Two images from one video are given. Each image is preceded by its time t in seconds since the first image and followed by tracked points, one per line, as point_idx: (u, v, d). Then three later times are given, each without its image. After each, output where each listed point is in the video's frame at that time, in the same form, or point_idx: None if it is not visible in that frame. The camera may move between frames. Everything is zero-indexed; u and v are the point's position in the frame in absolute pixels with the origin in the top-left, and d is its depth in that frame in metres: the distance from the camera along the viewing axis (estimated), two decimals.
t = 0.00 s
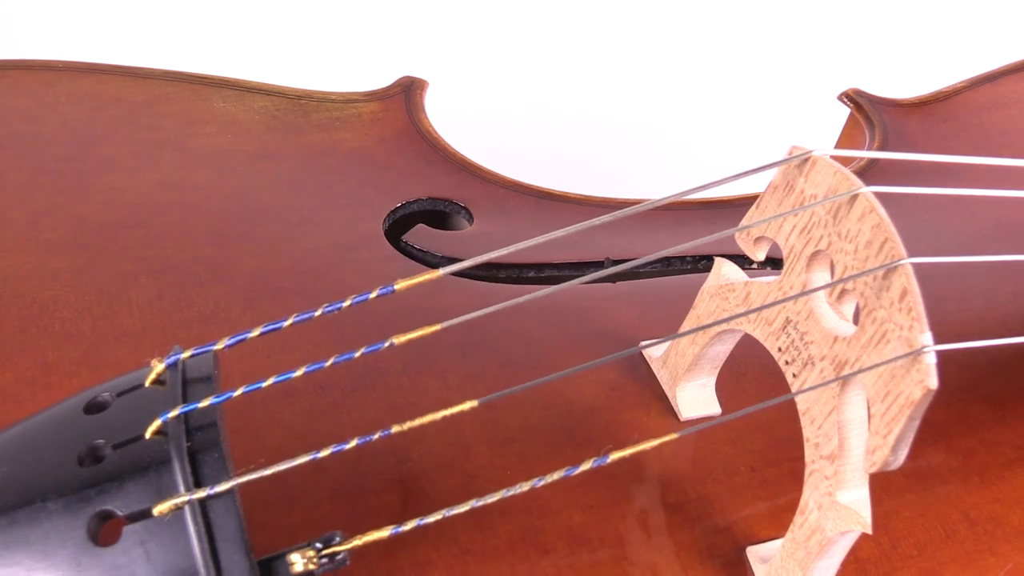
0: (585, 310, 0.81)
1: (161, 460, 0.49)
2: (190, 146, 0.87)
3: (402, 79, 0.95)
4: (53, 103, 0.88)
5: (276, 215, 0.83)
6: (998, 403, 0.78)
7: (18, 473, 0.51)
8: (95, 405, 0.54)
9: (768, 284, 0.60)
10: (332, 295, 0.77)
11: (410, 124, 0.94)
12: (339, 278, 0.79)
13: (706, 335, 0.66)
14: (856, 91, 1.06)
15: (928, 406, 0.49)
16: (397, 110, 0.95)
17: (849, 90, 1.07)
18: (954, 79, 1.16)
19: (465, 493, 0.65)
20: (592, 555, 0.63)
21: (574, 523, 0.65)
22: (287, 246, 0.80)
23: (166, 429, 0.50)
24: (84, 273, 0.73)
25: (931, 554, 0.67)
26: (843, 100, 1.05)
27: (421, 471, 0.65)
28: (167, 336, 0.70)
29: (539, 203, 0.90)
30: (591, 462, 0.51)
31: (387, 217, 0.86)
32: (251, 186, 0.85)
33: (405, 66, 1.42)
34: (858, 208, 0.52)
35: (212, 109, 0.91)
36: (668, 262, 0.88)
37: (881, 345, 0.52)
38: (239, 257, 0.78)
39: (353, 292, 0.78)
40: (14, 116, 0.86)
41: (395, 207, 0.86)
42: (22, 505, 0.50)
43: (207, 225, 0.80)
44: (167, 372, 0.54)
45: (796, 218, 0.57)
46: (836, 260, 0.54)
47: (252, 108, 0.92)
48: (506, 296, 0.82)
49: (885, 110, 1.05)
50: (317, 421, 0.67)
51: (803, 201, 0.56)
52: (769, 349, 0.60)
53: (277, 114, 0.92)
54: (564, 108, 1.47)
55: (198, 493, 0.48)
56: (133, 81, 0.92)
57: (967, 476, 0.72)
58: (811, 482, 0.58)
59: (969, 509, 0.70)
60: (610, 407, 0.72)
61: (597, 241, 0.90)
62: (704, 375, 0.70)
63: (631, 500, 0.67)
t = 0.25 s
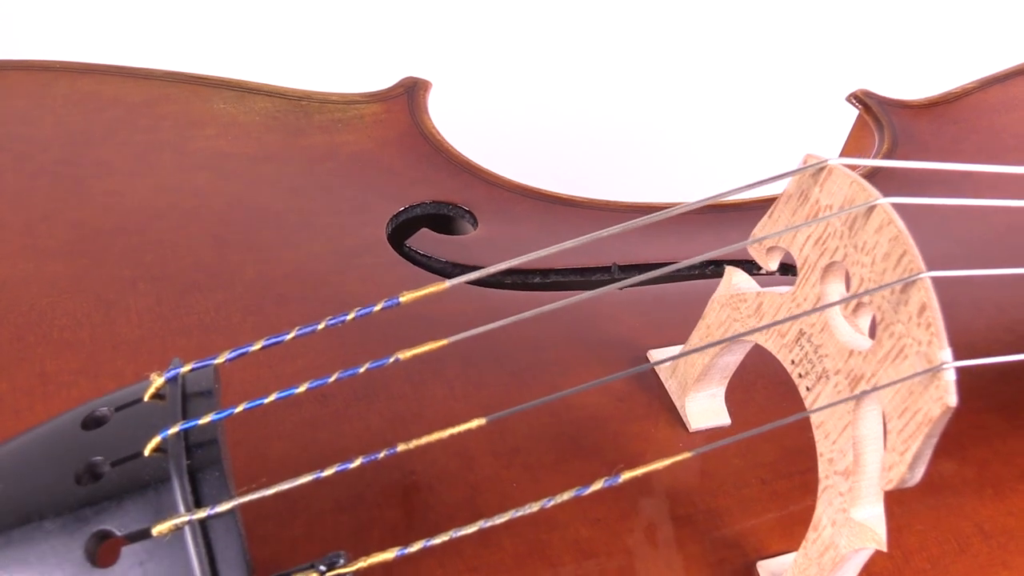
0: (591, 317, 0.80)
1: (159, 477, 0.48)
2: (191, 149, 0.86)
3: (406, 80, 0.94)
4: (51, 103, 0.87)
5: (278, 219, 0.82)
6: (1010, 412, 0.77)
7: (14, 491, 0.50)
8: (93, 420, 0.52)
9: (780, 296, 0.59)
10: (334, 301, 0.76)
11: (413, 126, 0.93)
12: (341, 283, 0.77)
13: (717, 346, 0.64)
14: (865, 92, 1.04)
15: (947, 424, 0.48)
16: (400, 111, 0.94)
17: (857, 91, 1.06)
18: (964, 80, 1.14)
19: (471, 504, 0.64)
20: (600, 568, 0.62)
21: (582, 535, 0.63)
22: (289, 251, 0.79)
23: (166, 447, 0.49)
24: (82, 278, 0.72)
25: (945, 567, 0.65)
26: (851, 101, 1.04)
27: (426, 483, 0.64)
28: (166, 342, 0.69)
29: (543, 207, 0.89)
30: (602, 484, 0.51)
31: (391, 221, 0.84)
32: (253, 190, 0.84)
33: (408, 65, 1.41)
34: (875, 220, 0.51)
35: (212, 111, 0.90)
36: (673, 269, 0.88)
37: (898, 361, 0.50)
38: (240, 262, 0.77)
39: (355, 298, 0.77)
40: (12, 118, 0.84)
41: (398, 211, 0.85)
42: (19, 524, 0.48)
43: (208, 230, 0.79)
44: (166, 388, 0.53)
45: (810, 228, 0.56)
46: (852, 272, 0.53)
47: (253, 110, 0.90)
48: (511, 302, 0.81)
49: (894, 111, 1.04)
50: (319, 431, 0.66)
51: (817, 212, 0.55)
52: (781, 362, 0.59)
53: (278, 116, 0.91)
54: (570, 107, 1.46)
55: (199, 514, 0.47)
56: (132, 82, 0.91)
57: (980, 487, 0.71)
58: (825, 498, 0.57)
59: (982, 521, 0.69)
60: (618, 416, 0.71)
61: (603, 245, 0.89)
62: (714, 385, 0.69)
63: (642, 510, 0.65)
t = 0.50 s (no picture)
0: (596, 321, 0.79)
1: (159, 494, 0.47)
2: (190, 152, 0.85)
3: (407, 82, 0.93)
4: (48, 105, 0.85)
5: (278, 223, 0.81)
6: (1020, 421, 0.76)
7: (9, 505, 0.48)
8: (91, 432, 0.51)
9: (792, 305, 0.58)
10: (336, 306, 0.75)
11: (416, 128, 0.92)
12: (343, 288, 0.76)
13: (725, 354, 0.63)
14: (872, 93, 1.03)
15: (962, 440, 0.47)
16: (402, 113, 0.93)
17: (865, 92, 1.05)
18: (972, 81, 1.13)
19: (474, 514, 0.62)
20: None
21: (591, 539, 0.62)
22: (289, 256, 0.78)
23: (165, 461, 0.48)
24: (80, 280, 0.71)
25: None
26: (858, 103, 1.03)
27: (428, 494, 0.63)
28: (165, 348, 0.68)
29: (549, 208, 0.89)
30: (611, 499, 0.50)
31: (393, 225, 0.83)
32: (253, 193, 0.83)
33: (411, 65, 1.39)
34: (890, 231, 0.50)
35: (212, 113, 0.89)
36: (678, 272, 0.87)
37: (912, 374, 0.49)
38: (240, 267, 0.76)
39: (356, 303, 0.75)
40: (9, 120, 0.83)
41: (400, 214, 0.84)
42: (15, 540, 0.47)
43: (207, 234, 0.78)
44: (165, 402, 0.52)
45: (823, 237, 0.55)
46: (865, 283, 0.52)
47: (253, 111, 0.89)
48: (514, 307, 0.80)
49: (902, 112, 1.03)
50: (319, 440, 0.65)
51: (830, 221, 0.54)
52: (792, 373, 0.58)
53: (278, 118, 0.90)
54: (573, 107, 1.45)
55: (199, 531, 0.46)
56: (132, 83, 0.90)
57: (990, 497, 0.70)
58: (837, 512, 0.55)
59: (994, 532, 0.68)
60: (625, 427, 0.70)
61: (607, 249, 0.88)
62: (721, 394, 0.68)
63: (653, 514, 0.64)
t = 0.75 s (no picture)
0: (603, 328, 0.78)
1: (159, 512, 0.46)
2: (191, 154, 0.84)
3: (409, 81, 0.92)
4: (47, 106, 0.84)
5: (279, 227, 0.79)
6: None
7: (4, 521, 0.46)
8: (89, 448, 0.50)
9: (803, 317, 0.57)
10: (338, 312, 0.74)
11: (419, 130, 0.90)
12: (345, 293, 0.75)
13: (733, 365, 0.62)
14: (880, 94, 1.03)
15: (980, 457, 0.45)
16: (405, 114, 0.91)
17: (873, 92, 1.04)
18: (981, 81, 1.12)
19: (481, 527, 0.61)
20: None
21: (596, 553, 0.60)
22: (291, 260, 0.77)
23: (164, 478, 0.47)
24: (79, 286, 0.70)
25: None
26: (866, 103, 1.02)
27: (433, 506, 0.62)
28: (165, 355, 0.67)
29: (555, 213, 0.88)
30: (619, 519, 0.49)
31: (395, 229, 0.82)
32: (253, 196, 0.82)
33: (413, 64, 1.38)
34: (906, 242, 0.49)
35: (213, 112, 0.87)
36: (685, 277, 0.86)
37: (930, 389, 0.48)
38: (242, 272, 0.75)
39: (359, 310, 0.74)
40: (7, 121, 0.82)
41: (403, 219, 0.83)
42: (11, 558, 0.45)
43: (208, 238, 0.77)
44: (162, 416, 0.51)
45: (837, 247, 0.53)
46: (880, 295, 0.51)
47: (253, 113, 0.88)
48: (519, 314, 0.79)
49: (910, 113, 1.01)
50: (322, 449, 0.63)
51: (844, 231, 0.53)
52: (803, 385, 0.57)
53: (279, 119, 0.88)
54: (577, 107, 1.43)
55: (200, 551, 0.45)
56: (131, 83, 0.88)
57: (1003, 509, 0.69)
58: (849, 527, 0.54)
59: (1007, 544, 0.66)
60: (633, 436, 0.69)
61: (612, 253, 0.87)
62: (731, 403, 0.67)
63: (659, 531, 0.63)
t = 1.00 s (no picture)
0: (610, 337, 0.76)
1: (158, 535, 0.45)
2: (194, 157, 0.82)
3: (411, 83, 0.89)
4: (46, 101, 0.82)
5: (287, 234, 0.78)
6: None
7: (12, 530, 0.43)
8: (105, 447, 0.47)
9: (814, 330, 0.56)
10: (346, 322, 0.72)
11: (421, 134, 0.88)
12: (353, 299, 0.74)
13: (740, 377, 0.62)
14: (887, 95, 1.03)
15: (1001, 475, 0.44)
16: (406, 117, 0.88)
17: (881, 93, 1.04)
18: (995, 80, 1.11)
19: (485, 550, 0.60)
20: None
21: (604, 572, 0.59)
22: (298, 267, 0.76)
23: (163, 498, 0.46)
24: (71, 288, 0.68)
25: None
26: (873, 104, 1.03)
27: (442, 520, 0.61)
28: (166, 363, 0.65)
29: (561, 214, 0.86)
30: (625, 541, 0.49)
31: (399, 236, 0.82)
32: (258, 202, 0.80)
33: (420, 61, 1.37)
34: (920, 253, 0.47)
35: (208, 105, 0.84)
36: (696, 286, 0.84)
37: (946, 406, 0.47)
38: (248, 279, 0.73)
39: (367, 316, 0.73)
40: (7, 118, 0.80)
41: (408, 224, 0.82)
42: None
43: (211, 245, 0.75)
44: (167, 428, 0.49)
45: (851, 259, 0.52)
46: (897, 308, 0.50)
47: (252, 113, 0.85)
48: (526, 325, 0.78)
49: (920, 115, 1.01)
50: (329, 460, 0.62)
51: (859, 242, 0.52)
52: (818, 399, 0.57)
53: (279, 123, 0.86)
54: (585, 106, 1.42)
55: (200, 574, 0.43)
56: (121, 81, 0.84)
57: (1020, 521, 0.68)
58: (863, 545, 0.54)
59: None
60: (647, 447, 0.68)
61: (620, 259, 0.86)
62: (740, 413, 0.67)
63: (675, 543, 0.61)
